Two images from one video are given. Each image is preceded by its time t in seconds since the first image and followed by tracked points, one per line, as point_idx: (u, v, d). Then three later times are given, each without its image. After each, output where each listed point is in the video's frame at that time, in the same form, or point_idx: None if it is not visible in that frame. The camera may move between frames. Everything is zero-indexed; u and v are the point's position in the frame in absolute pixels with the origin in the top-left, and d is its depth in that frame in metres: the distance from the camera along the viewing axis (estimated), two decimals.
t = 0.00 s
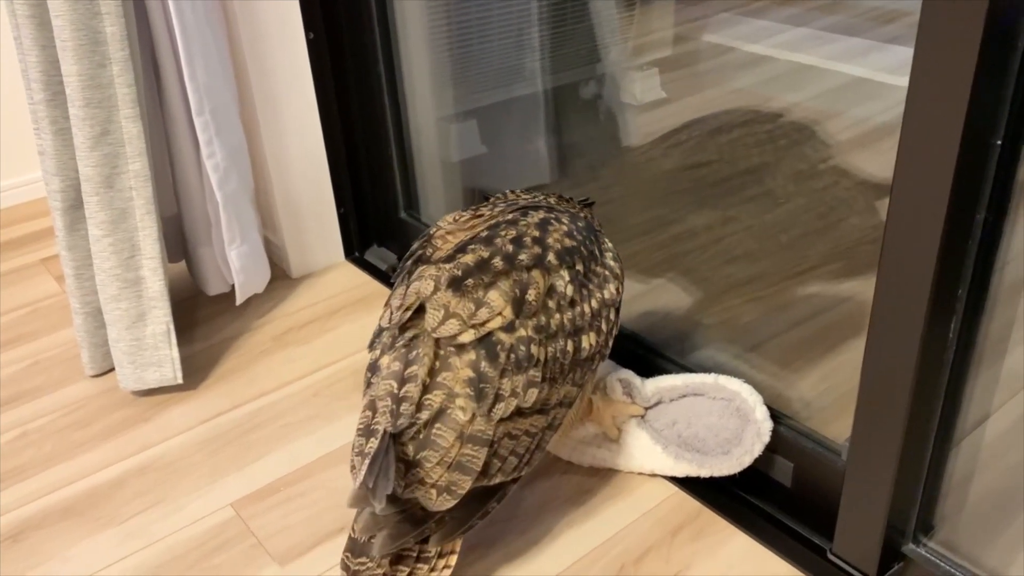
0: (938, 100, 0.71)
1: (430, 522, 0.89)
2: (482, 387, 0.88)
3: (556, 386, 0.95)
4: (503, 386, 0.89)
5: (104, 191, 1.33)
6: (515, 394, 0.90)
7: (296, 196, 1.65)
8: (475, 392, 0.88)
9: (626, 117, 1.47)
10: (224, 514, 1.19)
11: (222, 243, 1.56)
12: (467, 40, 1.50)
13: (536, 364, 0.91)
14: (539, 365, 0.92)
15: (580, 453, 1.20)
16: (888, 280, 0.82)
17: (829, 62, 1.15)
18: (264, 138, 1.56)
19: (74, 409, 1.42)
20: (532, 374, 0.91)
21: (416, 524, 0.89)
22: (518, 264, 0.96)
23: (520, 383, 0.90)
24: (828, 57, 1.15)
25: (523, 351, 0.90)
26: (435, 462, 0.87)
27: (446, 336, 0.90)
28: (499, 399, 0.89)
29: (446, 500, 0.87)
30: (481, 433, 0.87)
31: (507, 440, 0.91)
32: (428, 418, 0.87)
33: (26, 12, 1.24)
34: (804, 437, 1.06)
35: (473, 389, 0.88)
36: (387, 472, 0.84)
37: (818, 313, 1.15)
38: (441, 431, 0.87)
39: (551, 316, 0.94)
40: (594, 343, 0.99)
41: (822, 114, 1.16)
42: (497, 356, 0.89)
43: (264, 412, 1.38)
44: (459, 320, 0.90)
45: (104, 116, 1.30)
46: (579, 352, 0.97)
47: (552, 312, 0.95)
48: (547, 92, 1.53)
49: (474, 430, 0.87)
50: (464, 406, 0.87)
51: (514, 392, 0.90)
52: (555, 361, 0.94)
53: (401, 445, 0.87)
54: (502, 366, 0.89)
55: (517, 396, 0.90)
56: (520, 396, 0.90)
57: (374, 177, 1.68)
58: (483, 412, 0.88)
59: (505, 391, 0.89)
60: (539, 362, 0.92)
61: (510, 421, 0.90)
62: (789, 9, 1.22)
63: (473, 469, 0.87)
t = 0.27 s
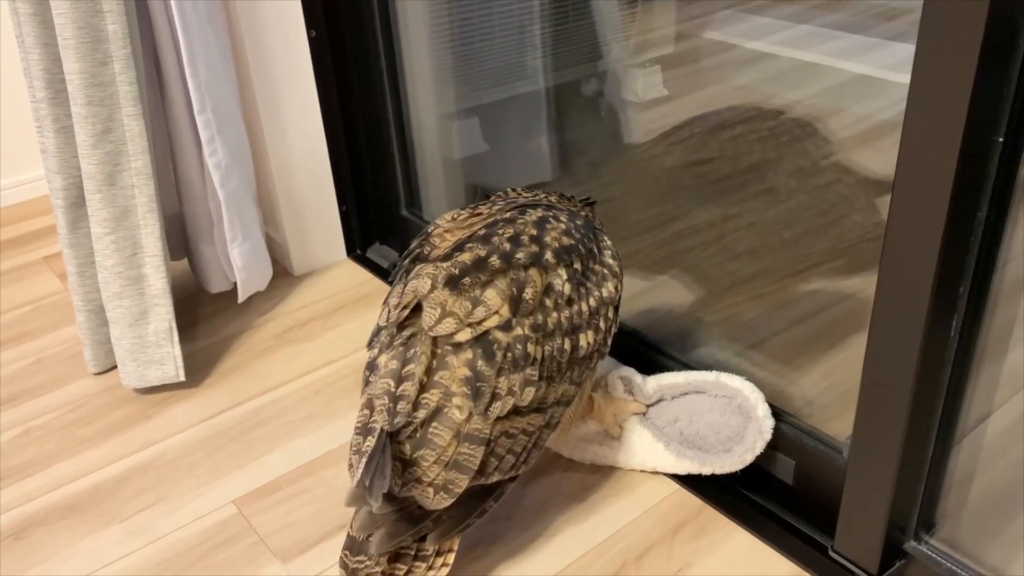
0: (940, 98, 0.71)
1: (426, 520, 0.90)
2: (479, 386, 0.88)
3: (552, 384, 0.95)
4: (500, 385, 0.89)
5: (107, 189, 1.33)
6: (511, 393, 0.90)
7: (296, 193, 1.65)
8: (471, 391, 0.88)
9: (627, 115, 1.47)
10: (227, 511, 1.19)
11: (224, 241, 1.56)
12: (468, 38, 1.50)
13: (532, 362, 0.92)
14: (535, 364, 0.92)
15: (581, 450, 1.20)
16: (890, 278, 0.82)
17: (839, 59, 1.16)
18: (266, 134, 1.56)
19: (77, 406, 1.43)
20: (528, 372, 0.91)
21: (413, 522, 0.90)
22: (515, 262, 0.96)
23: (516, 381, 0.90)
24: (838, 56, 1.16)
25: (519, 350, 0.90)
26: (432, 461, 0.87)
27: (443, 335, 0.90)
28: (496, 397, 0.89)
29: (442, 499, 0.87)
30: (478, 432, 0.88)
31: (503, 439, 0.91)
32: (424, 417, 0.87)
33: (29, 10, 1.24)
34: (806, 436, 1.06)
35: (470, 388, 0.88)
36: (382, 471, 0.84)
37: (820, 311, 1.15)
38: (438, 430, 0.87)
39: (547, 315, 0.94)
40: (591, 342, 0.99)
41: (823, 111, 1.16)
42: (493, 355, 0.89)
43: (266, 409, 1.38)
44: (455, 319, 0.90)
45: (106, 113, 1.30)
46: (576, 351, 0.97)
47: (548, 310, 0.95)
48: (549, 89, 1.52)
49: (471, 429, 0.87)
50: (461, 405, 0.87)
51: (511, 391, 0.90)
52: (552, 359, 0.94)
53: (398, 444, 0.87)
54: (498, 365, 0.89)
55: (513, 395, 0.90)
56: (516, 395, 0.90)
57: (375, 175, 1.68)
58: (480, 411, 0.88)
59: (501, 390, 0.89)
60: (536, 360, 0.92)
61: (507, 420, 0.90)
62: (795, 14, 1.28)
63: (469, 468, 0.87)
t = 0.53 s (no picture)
0: (941, 96, 0.71)
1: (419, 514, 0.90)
2: (472, 378, 0.88)
3: (548, 380, 0.94)
4: (494, 378, 0.89)
5: (109, 188, 1.33)
6: (505, 387, 0.89)
7: (297, 191, 1.65)
8: (465, 384, 0.88)
9: (629, 113, 1.47)
10: (229, 509, 1.19)
11: (226, 239, 1.56)
12: (469, 37, 1.49)
13: (527, 357, 0.91)
14: (530, 358, 0.91)
15: (582, 448, 1.20)
16: (892, 277, 0.82)
17: (832, 57, 1.13)
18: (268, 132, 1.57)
19: (79, 404, 1.43)
20: (524, 367, 0.90)
21: (406, 515, 0.90)
22: (511, 256, 0.97)
23: (510, 375, 0.90)
24: (832, 53, 1.13)
25: (514, 344, 0.90)
26: (425, 454, 0.87)
27: (437, 328, 0.91)
28: (490, 391, 0.88)
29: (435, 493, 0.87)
30: (471, 426, 0.87)
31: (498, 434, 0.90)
32: (417, 410, 0.88)
33: (30, 9, 1.24)
34: (808, 434, 1.06)
35: (464, 381, 0.88)
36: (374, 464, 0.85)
37: (821, 310, 1.15)
38: (431, 423, 0.87)
39: (543, 310, 0.94)
40: (588, 339, 0.98)
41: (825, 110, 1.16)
42: (487, 348, 0.89)
43: (268, 408, 1.38)
44: (450, 312, 0.91)
45: (108, 112, 1.30)
46: (572, 348, 0.96)
47: (544, 306, 0.94)
48: (551, 88, 1.53)
49: (464, 423, 0.87)
50: (454, 398, 0.88)
51: (505, 385, 0.89)
52: (548, 355, 0.93)
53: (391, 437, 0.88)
54: (492, 358, 0.89)
55: (507, 389, 0.89)
56: (510, 389, 0.89)
57: (377, 174, 1.68)
58: (473, 404, 0.88)
59: (495, 384, 0.89)
60: (531, 355, 0.91)
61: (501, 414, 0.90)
62: (791, 6, 1.23)
63: (463, 462, 0.87)
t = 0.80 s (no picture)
0: (943, 95, 0.71)
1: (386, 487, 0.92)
2: (447, 353, 0.90)
3: (528, 367, 0.95)
4: (469, 356, 0.91)
5: (110, 186, 1.33)
6: (480, 365, 0.91)
7: (299, 190, 1.65)
8: (439, 358, 0.90)
9: (630, 111, 1.49)
10: (231, 508, 1.19)
11: (228, 238, 1.56)
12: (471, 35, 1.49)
13: (505, 338, 0.92)
14: (508, 341, 0.92)
15: (583, 445, 1.21)
16: (893, 275, 0.82)
17: (841, 56, 1.14)
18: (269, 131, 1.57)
19: (82, 403, 1.43)
20: (500, 348, 0.91)
21: (373, 488, 0.92)
22: (496, 237, 1.00)
23: (486, 355, 0.91)
24: (840, 53, 1.14)
25: (491, 323, 0.92)
26: (395, 426, 0.90)
27: (418, 302, 0.94)
28: (464, 367, 0.90)
29: (401, 467, 0.90)
30: (443, 402, 0.89)
31: (471, 414, 0.91)
32: (391, 381, 0.91)
33: (32, 8, 1.24)
34: (809, 432, 1.06)
35: (439, 356, 0.90)
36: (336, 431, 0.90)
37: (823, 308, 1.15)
38: (403, 396, 0.90)
39: (525, 296, 0.95)
40: (574, 331, 0.98)
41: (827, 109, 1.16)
42: (464, 324, 0.92)
43: (270, 406, 1.38)
44: (431, 287, 0.95)
45: (110, 111, 1.30)
46: (556, 338, 0.97)
47: (527, 292, 0.96)
48: (552, 87, 1.52)
49: (435, 399, 0.89)
50: (428, 372, 0.90)
51: (480, 364, 0.91)
52: (527, 341, 0.94)
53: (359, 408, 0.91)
54: (469, 336, 0.91)
55: (482, 369, 0.91)
56: (485, 368, 0.91)
57: (378, 172, 1.68)
58: (447, 379, 0.90)
59: (469, 361, 0.90)
60: (510, 338, 0.92)
61: (475, 394, 0.91)
62: (791, 6, 1.25)
63: (432, 436, 0.89)
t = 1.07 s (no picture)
0: (945, 92, 0.71)
1: (326, 453, 0.98)
2: (404, 332, 0.95)
3: (489, 360, 0.96)
4: (425, 338, 0.95)
5: (113, 184, 1.33)
6: (434, 349, 0.94)
7: (299, 186, 1.65)
8: (395, 336, 0.95)
9: (632, 109, 1.47)
10: (233, 505, 1.19)
11: (230, 236, 1.56)
12: (473, 30, 1.48)
13: (465, 325, 0.95)
14: (468, 329, 0.95)
15: (583, 443, 1.21)
16: (896, 273, 0.82)
17: (841, 53, 1.12)
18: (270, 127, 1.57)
19: (84, 400, 1.43)
20: (458, 334, 0.94)
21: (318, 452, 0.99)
22: (476, 223, 1.02)
23: (444, 339, 0.94)
24: (840, 50, 1.12)
25: (454, 308, 0.95)
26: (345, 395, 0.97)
27: (389, 275, 1.00)
28: (418, 348, 0.94)
29: (342, 432, 0.96)
30: (393, 378, 0.95)
31: (421, 395, 0.95)
32: (349, 351, 0.99)
33: (34, 6, 1.24)
34: (810, 430, 1.06)
35: (395, 333, 0.95)
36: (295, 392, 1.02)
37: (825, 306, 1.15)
38: (358, 366, 0.97)
39: (494, 288, 0.97)
40: (545, 331, 0.99)
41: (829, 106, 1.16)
42: (427, 305, 0.96)
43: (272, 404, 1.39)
44: (401, 263, 0.99)
45: (112, 109, 1.30)
46: (524, 335, 0.98)
47: (497, 286, 0.97)
48: (553, 85, 1.51)
49: (388, 373, 0.95)
50: (383, 347, 0.96)
51: (434, 347, 0.94)
52: (491, 333, 0.96)
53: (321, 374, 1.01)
54: (430, 318, 0.95)
55: (439, 353, 0.94)
56: (440, 351, 0.94)
57: (379, 169, 1.68)
58: (400, 357, 0.95)
59: (424, 343, 0.94)
60: (471, 326, 0.95)
61: (427, 375, 0.95)
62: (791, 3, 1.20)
63: (377, 409, 0.95)
